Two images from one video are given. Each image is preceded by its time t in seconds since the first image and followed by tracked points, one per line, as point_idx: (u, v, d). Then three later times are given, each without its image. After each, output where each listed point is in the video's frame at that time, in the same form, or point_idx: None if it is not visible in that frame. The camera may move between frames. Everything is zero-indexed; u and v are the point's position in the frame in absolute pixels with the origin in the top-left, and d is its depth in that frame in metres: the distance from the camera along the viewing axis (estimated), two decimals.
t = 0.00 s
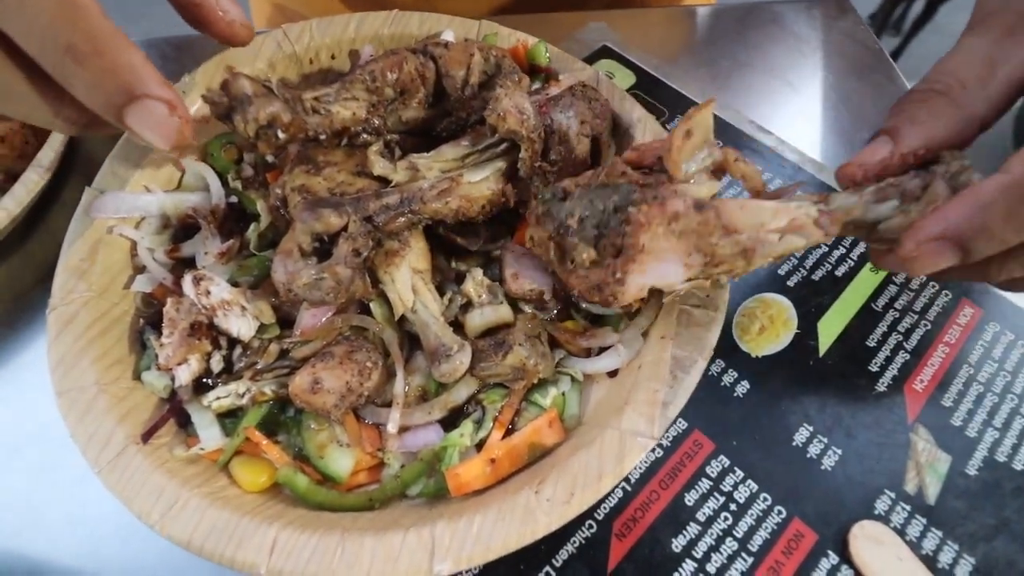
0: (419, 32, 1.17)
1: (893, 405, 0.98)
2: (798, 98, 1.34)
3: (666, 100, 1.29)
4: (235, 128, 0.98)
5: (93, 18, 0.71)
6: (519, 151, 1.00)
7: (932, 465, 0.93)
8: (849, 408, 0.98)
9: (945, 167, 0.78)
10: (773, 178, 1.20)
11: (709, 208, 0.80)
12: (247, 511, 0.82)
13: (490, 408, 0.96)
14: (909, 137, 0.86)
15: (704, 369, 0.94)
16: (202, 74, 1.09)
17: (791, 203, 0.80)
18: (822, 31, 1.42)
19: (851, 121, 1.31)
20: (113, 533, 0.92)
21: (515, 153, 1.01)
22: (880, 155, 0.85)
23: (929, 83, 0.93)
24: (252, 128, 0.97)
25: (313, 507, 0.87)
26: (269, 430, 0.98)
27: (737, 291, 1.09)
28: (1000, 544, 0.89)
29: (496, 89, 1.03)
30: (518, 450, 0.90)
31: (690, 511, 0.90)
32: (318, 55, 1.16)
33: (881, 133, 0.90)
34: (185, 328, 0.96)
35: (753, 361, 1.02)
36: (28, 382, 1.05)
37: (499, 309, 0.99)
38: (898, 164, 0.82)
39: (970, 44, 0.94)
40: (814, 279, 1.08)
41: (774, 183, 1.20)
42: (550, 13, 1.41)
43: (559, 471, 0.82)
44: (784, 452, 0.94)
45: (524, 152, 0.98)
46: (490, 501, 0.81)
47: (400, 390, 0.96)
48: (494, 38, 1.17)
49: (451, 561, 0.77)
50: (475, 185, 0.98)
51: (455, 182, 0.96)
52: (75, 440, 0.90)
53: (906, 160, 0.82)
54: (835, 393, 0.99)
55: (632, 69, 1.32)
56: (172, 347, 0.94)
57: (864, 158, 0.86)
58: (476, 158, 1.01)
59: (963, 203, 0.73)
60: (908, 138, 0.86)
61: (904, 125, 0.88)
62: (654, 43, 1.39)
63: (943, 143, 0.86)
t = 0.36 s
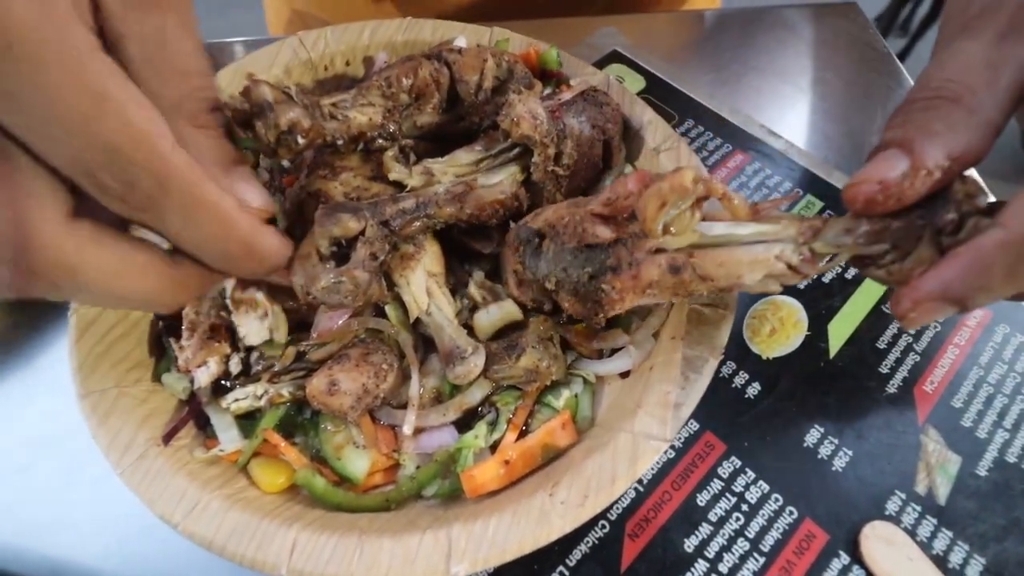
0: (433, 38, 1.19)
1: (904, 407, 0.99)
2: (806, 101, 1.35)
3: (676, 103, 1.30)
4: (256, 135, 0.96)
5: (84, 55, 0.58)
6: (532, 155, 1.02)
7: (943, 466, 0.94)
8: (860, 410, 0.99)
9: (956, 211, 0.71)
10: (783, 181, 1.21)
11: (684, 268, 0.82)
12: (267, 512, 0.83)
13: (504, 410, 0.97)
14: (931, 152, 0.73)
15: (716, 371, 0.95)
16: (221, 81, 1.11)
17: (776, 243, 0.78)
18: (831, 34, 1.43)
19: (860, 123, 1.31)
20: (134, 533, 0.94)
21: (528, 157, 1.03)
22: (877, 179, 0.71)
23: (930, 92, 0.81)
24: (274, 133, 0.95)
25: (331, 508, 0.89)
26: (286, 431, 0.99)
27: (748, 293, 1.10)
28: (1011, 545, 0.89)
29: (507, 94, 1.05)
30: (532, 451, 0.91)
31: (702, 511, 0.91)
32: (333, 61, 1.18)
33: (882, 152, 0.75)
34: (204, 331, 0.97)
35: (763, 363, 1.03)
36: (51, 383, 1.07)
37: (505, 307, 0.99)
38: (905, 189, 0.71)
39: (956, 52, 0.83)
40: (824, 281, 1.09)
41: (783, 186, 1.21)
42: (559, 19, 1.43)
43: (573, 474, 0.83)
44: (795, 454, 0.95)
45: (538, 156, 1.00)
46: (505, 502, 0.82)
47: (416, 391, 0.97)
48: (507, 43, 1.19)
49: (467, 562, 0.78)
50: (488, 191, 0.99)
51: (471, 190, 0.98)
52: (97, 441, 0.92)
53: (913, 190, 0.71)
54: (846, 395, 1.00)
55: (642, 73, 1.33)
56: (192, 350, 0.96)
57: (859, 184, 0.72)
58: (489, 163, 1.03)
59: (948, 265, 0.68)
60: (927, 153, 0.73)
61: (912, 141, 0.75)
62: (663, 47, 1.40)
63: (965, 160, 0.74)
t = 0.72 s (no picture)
0: (423, 49, 1.20)
1: (889, 413, 1.00)
2: (794, 109, 1.36)
3: (664, 111, 1.31)
4: (312, 199, 0.96)
5: (183, 137, 0.43)
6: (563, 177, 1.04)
7: (928, 472, 0.95)
8: (847, 416, 0.99)
9: (991, 225, 0.73)
10: (771, 189, 1.22)
11: (723, 309, 0.84)
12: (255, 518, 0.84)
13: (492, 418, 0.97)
14: (978, 166, 0.68)
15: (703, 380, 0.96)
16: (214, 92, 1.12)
17: (811, 270, 0.83)
18: (817, 41, 1.45)
19: (847, 130, 1.33)
20: (123, 542, 0.95)
21: (571, 162, 1.06)
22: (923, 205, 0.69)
23: (969, 94, 0.72)
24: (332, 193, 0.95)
25: (319, 515, 0.89)
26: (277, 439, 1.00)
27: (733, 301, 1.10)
28: (996, 551, 0.90)
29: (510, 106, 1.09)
30: (519, 458, 0.92)
31: (688, 518, 0.91)
32: (324, 72, 1.19)
33: (919, 168, 0.71)
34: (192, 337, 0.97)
35: (750, 369, 1.03)
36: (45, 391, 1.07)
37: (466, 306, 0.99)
38: (954, 212, 0.69)
39: (971, 50, 0.76)
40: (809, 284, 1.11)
41: (770, 194, 1.22)
42: (549, 28, 1.45)
43: (560, 480, 0.83)
44: (781, 460, 0.96)
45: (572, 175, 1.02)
46: (493, 509, 0.83)
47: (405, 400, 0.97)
48: (497, 50, 1.21)
49: (454, 567, 0.78)
50: (536, 225, 0.99)
51: (520, 219, 1.00)
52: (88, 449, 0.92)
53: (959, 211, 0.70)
54: (832, 402, 1.00)
55: (632, 82, 1.34)
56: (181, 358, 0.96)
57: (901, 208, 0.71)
58: (543, 184, 1.06)
59: (989, 279, 0.72)
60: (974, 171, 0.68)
61: (948, 154, 0.70)
62: (652, 55, 1.41)
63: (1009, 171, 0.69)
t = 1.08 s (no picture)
0: (427, 50, 1.21)
1: (894, 412, 0.99)
2: (799, 108, 1.36)
3: (668, 111, 1.31)
4: (314, 193, 0.95)
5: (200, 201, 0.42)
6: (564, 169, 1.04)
7: (934, 471, 0.95)
8: (852, 416, 0.99)
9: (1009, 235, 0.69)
10: (775, 188, 1.22)
11: (720, 310, 0.85)
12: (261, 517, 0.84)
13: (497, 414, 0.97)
14: (992, 174, 0.66)
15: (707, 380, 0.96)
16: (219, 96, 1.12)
17: (813, 274, 0.82)
18: (821, 41, 1.44)
19: (851, 129, 1.33)
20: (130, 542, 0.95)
21: (559, 170, 1.05)
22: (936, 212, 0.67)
23: (984, 97, 0.71)
24: (333, 188, 0.95)
25: (325, 514, 0.90)
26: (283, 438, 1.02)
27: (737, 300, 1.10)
28: (1002, 551, 0.89)
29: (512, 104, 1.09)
30: (524, 458, 0.92)
31: (693, 517, 0.91)
32: (329, 73, 1.20)
33: (930, 173, 0.69)
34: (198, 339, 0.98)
35: (755, 368, 1.03)
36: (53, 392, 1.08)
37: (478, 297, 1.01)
38: (967, 222, 0.67)
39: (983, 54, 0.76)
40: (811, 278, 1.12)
41: (774, 193, 1.22)
42: (553, 29, 1.45)
43: (565, 480, 0.83)
44: (787, 459, 0.96)
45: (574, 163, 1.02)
46: (498, 508, 0.83)
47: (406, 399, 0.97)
48: (498, 50, 1.21)
49: (460, 566, 0.78)
50: (518, 248, 0.98)
51: (503, 240, 1.01)
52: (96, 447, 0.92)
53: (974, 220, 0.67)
54: (837, 402, 1.00)
55: (635, 81, 1.34)
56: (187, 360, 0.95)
57: (912, 216, 0.69)
58: (532, 196, 1.05)
59: (1006, 293, 0.68)
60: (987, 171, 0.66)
61: (961, 159, 0.68)
62: (656, 55, 1.41)
63: None
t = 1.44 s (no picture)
0: (429, 52, 1.21)
1: (897, 413, 1.00)
2: (802, 109, 1.36)
3: (671, 113, 1.31)
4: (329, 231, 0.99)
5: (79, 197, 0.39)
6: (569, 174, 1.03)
7: (937, 472, 0.95)
8: (856, 417, 0.99)
9: None
10: (778, 190, 1.23)
11: (724, 317, 0.85)
12: (267, 516, 0.85)
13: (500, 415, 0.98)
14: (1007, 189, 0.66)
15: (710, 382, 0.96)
16: (224, 99, 1.13)
17: (820, 284, 0.83)
18: (824, 43, 1.45)
19: (854, 131, 1.33)
20: (136, 541, 0.96)
21: (564, 174, 1.04)
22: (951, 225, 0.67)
23: (1001, 111, 0.71)
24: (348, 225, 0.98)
25: (330, 514, 0.90)
26: (288, 438, 1.02)
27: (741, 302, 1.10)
28: (1005, 552, 0.90)
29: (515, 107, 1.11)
30: (528, 459, 0.92)
31: (696, 518, 0.92)
32: (333, 76, 1.20)
33: (947, 185, 0.69)
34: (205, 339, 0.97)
35: (758, 370, 1.04)
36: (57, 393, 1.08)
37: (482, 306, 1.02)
38: (981, 237, 0.66)
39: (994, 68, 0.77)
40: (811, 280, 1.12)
41: (777, 195, 1.22)
42: (555, 31, 1.46)
43: (569, 481, 0.84)
44: (790, 460, 0.96)
45: (578, 171, 1.02)
46: (502, 509, 0.83)
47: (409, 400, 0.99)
48: (498, 52, 1.21)
49: (464, 566, 0.78)
50: (522, 256, 0.99)
51: (508, 249, 1.01)
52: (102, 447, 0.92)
53: (988, 236, 0.66)
54: (840, 403, 1.00)
55: (638, 83, 1.35)
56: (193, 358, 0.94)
57: (925, 230, 0.69)
58: (537, 200, 1.05)
59: (1016, 309, 0.68)
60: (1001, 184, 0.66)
61: (975, 174, 0.69)
62: (658, 57, 1.42)
63: None
